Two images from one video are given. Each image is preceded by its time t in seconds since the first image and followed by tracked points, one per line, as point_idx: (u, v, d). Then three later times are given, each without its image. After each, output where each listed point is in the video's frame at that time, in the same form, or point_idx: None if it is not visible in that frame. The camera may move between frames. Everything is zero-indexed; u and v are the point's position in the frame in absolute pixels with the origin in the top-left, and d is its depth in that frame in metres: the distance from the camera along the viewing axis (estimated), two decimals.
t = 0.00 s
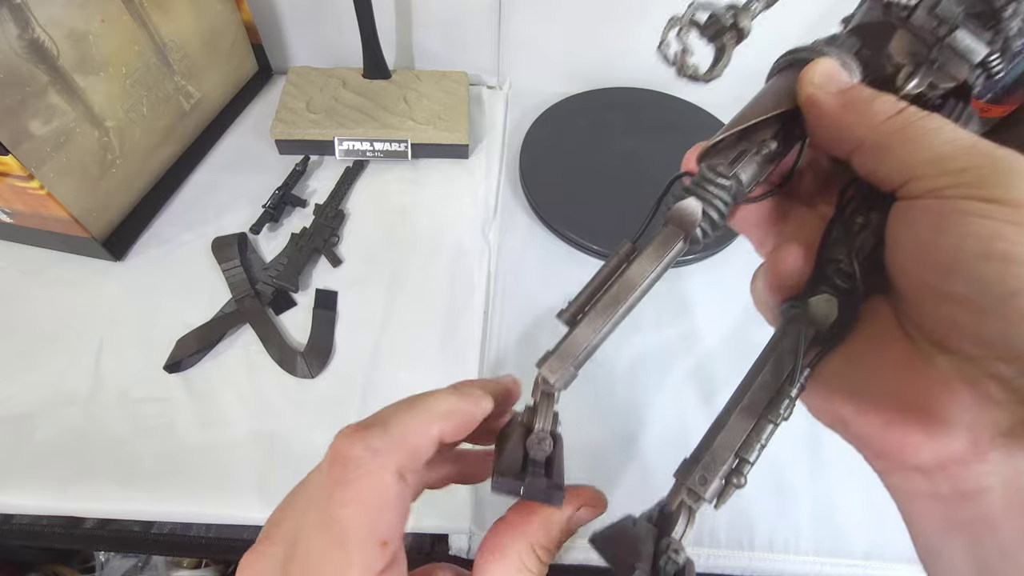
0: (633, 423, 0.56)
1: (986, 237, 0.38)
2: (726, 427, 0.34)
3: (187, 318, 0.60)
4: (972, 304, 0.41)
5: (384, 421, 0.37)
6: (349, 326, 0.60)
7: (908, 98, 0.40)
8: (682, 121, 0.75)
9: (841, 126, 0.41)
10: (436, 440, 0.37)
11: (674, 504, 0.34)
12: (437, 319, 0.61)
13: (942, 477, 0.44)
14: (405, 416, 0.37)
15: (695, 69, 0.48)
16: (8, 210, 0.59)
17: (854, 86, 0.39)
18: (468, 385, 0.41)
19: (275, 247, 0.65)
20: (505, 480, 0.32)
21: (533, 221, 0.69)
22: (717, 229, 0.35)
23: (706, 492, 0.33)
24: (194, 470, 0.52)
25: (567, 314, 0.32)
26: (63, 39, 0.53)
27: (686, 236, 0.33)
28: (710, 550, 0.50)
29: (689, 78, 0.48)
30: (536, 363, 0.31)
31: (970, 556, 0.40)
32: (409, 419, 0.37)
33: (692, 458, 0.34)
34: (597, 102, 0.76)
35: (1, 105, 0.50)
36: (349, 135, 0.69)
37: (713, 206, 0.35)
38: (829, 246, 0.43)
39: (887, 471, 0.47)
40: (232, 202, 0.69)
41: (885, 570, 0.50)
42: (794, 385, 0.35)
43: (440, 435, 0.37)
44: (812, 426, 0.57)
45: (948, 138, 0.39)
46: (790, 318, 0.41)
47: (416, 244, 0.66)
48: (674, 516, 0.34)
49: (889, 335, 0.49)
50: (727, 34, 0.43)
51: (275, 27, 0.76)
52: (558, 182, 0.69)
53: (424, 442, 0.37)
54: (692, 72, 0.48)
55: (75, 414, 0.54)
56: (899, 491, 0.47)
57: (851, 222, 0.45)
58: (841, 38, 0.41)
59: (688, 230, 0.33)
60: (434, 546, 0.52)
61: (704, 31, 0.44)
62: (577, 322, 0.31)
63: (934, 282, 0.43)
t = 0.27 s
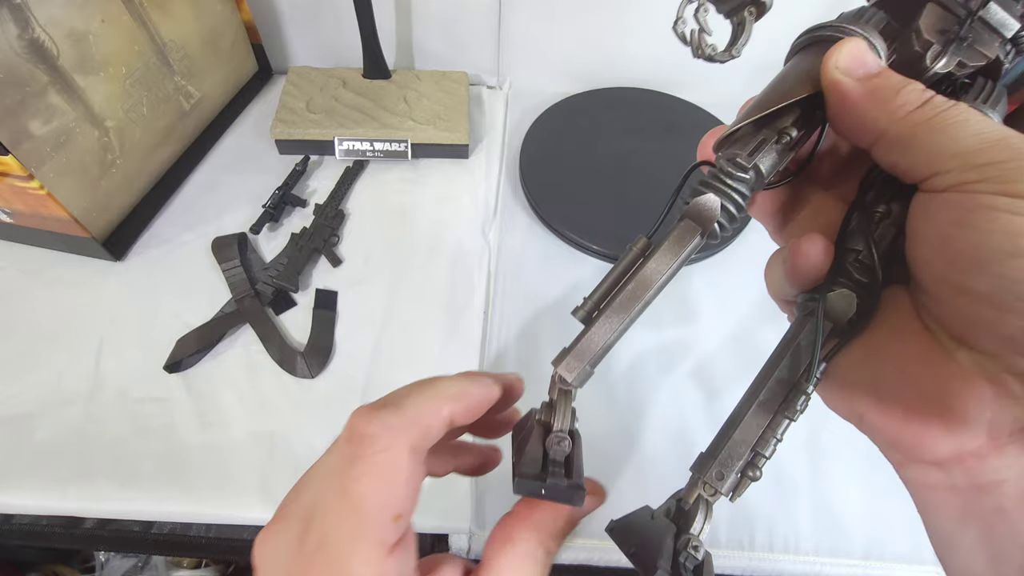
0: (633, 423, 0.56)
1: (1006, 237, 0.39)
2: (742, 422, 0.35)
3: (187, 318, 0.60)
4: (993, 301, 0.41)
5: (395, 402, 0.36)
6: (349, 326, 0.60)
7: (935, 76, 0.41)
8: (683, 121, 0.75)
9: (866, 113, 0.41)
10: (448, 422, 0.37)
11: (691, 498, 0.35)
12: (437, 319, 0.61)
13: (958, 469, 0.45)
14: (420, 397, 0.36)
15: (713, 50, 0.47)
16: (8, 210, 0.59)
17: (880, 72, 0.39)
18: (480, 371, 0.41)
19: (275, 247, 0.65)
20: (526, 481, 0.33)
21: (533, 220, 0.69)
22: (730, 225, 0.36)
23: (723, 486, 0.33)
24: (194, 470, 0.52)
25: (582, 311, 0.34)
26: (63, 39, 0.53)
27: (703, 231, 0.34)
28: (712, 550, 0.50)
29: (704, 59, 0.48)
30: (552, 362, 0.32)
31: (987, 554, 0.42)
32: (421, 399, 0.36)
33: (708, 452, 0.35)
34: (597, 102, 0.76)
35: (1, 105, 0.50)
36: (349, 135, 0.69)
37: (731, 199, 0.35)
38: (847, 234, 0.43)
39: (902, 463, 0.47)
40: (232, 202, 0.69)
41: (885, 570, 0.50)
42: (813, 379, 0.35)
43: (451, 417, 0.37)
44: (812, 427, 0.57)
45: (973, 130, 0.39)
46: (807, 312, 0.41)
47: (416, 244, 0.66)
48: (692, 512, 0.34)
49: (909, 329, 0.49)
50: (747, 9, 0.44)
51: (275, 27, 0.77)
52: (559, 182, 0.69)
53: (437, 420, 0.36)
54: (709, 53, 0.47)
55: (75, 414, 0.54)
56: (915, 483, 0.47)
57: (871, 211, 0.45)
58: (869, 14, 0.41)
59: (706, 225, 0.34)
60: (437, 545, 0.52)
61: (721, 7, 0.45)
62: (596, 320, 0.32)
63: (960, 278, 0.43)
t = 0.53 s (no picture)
0: (634, 423, 0.56)
1: (998, 237, 0.39)
2: (752, 422, 0.34)
3: (187, 318, 0.60)
4: (990, 301, 0.41)
5: (428, 390, 0.38)
6: (349, 326, 0.60)
7: (921, 94, 0.42)
8: (683, 120, 0.75)
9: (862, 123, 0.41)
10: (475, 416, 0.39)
11: (703, 499, 0.34)
12: (438, 318, 0.61)
13: (955, 466, 0.45)
14: (451, 388, 0.39)
15: (713, 67, 0.46)
16: (8, 210, 0.59)
17: (873, 82, 0.40)
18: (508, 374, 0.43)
19: (275, 247, 0.65)
20: (541, 481, 0.32)
21: (533, 220, 0.69)
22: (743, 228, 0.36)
23: (736, 487, 0.33)
24: (194, 470, 0.52)
25: (593, 313, 0.33)
26: (63, 39, 0.53)
27: (711, 233, 0.33)
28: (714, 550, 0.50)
29: (705, 75, 0.48)
30: (563, 363, 0.31)
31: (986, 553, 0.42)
32: (448, 393, 0.38)
33: (719, 454, 0.34)
34: (597, 102, 0.76)
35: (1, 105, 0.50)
36: (349, 135, 0.69)
37: (737, 203, 0.35)
38: (847, 241, 0.45)
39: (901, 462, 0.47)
40: (232, 202, 0.69)
41: (885, 570, 0.50)
42: (821, 377, 0.35)
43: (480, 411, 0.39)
44: (812, 428, 0.57)
45: (966, 135, 0.40)
46: (812, 314, 0.40)
47: (416, 244, 0.66)
48: (706, 512, 0.33)
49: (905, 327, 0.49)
50: (744, 30, 0.44)
51: (275, 27, 0.76)
52: (559, 183, 0.69)
53: (464, 415, 0.38)
54: (710, 70, 0.47)
55: (75, 414, 0.54)
56: (915, 481, 0.47)
57: (868, 217, 0.46)
58: (857, 35, 0.42)
59: (715, 228, 0.34)
60: (435, 542, 0.54)
61: (719, 29, 0.45)
62: (608, 320, 0.31)
63: (955, 276, 0.42)
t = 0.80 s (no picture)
0: (634, 424, 0.55)
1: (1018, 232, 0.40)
2: (781, 427, 0.32)
3: (187, 318, 0.60)
4: (1010, 295, 0.42)
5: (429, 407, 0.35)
6: (349, 326, 0.60)
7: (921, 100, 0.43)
8: (683, 120, 0.75)
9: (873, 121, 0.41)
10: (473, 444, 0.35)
11: (734, 510, 0.32)
12: (438, 318, 0.60)
13: (976, 466, 0.45)
14: (453, 409, 0.35)
15: (716, 70, 0.46)
16: (8, 210, 0.59)
17: (880, 80, 0.40)
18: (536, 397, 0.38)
19: (275, 247, 0.65)
20: (564, 493, 0.29)
21: (534, 220, 0.69)
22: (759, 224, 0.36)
23: (768, 497, 0.31)
24: (194, 470, 0.52)
25: (607, 314, 0.33)
26: (63, 39, 0.53)
27: (729, 230, 0.34)
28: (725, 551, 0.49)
29: (708, 80, 0.47)
30: (578, 368, 0.32)
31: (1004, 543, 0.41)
32: (453, 416, 0.35)
33: (748, 461, 0.32)
34: (598, 102, 0.76)
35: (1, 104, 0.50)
36: (349, 135, 0.69)
37: (755, 198, 0.36)
38: (861, 241, 0.43)
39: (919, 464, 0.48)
40: (232, 202, 0.69)
41: (885, 570, 0.49)
42: (848, 378, 0.34)
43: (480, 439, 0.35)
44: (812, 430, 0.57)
45: (978, 128, 0.40)
46: (832, 314, 0.39)
47: (417, 245, 0.66)
48: (739, 525, 0.31)
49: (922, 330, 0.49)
50: (745, 37, 0.44)
51: (275, 27, 0.76)
52: (561, 183, 0.68)
53: (461, 441, 0.35)
54: (713, 74, 0.46)
55: (75, 414, 0.54)
56: (930, 483, 0.47)
57: (879, 217, 0.45)
58: (855, 44, 0.43)
59: (731, 225, 0.34)
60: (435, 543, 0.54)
61: (720, 35, 0.45)
62: (622, 322, 0.32)
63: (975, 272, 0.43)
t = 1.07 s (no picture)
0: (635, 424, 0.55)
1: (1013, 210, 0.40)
2: (781, 409, 0.33)
3: (186, 318, 0.60)
4: (1006, 274, 0.42)
5: (409, 386, 0.36)
6: (349, 326, 0.60)
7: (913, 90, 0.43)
8: (682, 119, 0.75)
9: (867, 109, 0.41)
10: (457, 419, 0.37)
11: (734, 492, 0.32)
12: (438, 318, 0.61)
13: (977, 447, 0.45)
14: (433, 386, 0.37)
15: (711, 64, 0.45)
16: (8, 210, 0.59)
17: (873, 69, 0.40)
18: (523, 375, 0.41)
19: (275, 247, 0.65)
20: (560, 472, 0.30)
21: (534, 220, 0.69)
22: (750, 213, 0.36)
23: (769, 479, 0.31)
24: (194, 470, 0.52)
25: (605, 300, 0.34)
26: (63, 39, 0.53)
27: (723, 217, 0.34)
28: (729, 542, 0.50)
29: (702, 75, 0.46)
30: (576, 352, 0.32)
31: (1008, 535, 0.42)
32: (434, 392, 0.36)
33: (748, 444, 0.32)
34: (597, 100, 0.77)
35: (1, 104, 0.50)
36: (349, 135, 0.69)
37: (749, 185, 0.37)
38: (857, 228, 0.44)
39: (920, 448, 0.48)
40: (232, 202, 0.69)
41: (885, 570, 0.50)
42: (847, 360, 0.34)
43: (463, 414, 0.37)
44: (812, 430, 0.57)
45: (972, 112, 0.40)
46: (829, 298, 0.39)
47: (417, 245, 0.66)
48: (739, 506, 0.32)
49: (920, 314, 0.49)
50: (739, 33, 0.44)
51: (275, 27, 0.76)
52: (560, 182, 0.69)
53: (442, 417, 0.36)
54: (708, 68, 0.45)
55: (75, 414, 0.54)
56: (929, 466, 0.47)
57: (874, 205, 0.45)
58: (847, 36, 0.43)
59: (726, 212, 0.34)
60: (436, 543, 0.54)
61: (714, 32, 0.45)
62: (619, 308, 0.32)
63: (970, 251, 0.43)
